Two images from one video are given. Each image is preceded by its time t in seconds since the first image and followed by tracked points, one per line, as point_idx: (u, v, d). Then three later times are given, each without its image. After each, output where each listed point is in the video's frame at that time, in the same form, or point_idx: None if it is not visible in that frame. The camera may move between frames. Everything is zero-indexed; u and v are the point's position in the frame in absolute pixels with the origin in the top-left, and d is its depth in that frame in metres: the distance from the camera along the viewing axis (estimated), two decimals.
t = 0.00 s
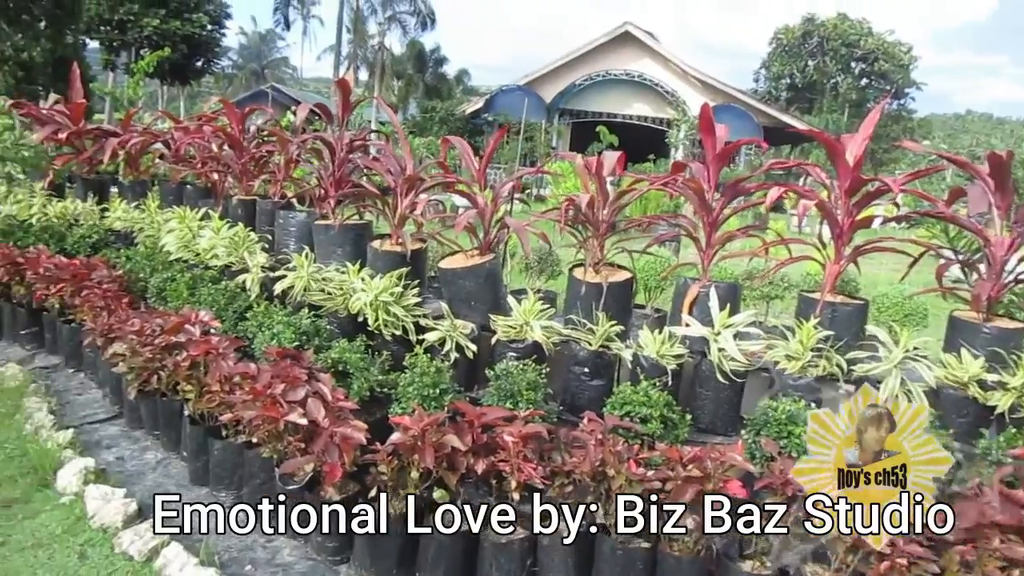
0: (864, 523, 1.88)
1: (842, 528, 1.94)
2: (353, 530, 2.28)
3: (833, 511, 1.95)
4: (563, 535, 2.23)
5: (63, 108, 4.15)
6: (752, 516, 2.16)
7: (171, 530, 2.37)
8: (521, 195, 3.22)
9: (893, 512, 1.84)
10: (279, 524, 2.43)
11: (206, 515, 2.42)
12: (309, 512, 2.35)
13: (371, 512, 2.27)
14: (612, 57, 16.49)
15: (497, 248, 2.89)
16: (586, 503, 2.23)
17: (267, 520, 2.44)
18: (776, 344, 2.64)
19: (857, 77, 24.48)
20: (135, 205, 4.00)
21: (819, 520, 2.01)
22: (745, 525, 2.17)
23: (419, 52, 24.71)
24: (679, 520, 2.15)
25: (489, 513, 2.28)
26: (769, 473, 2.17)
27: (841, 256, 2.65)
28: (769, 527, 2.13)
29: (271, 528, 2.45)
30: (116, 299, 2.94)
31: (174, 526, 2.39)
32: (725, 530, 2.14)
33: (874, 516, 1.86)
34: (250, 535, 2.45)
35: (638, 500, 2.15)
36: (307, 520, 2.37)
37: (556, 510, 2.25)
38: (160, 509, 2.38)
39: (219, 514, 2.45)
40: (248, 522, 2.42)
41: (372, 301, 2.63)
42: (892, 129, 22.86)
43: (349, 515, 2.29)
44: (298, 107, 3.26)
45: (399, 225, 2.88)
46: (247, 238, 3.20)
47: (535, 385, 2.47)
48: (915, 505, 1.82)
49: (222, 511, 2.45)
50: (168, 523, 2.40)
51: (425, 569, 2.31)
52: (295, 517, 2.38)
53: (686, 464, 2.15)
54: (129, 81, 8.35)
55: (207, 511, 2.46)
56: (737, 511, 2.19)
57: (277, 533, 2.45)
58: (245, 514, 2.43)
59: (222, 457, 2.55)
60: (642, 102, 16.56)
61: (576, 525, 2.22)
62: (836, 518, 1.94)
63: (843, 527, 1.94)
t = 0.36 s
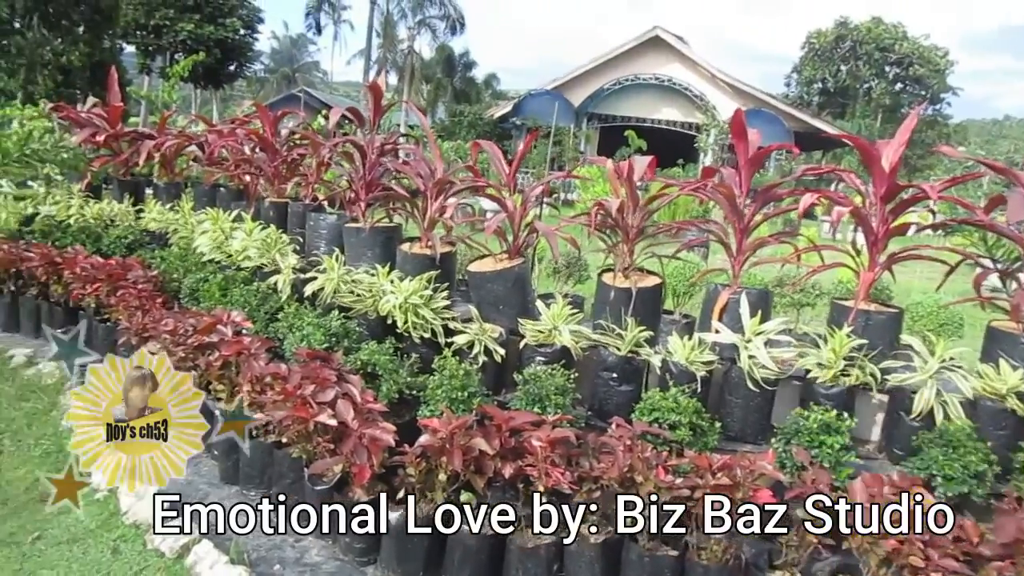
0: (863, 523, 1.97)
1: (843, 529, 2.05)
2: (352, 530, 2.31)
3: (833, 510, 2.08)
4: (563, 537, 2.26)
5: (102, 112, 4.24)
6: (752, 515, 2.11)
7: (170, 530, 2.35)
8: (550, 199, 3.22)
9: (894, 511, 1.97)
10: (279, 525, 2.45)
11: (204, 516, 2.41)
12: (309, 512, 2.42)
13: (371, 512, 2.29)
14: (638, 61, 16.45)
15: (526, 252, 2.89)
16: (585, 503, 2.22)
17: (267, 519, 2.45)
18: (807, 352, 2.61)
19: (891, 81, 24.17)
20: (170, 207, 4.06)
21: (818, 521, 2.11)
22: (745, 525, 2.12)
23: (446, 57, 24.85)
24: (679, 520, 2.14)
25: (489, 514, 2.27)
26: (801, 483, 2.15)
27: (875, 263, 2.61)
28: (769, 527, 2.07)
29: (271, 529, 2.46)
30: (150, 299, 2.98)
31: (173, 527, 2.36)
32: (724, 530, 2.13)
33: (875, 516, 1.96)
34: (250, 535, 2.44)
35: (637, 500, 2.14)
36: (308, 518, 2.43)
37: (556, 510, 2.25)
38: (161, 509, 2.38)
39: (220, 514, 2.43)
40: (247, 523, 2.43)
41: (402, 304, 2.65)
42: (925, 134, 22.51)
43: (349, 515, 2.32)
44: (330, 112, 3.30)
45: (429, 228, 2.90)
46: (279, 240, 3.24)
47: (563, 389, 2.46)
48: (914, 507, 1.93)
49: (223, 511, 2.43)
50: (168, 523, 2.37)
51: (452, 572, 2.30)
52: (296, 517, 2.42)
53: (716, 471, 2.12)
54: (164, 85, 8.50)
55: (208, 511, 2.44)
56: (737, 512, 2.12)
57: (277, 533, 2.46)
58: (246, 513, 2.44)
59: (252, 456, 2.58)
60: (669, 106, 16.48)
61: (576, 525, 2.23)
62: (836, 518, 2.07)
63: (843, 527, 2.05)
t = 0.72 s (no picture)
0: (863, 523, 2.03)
1: (843, 529, 2.03)
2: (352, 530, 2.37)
3: (834, 510, 2.05)
4: (563, 536, 2.26)
5: (144, 113, 4.33)
6: (752, 516, 2.04)
7: (170, 530, 2.38)
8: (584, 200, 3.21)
9: (894, 511, 1.97)
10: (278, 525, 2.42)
11: (204, 517, 2.39)
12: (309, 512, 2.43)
13: (370, 513, 2.35)
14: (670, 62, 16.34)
15: (560, 252, 2.89)
16: (585, 503, 2.24)
17: (267, 519, 2.41)
18: (846, 357, 2.57)
19: (933, 82, 23.68)
20: (209, 206, 4.13)
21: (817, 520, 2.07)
22: (745, 525, 2.05)
23: (477, 58, 24.92)
24: (679, 520, 2.14)
25: (489, 515, 2.27)
26: (840, 489, 2.08)
27: (917, 267, 2.56)
28: (769, 527, 2.02)
29: (271, 528, 2.42)
30: (190, 297, 3.03)
31: (174, 526, 2.38)
32: (725, 529, 2.10)
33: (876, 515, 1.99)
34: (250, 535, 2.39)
35: (637, 499, 2.17)
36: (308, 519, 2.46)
37: (556, 509, 2.26)
38: (160, 509, 2.39)
39: (219, 514, 2.39)
40: (247, 522, 2.40)
41: (436, 303, 2.67)
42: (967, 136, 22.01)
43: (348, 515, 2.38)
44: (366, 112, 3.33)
45: (463, 228, 2.91)
46: (315, 239, 3.28)
47: (596, 391, 2.45)
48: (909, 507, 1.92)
49: (222, 511, 2.39)
50: (169, 524, 2.40)
51: (484, 572, 2.30)
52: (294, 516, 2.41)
53: (751, 476, 2.09)
54: (204, 86, 8.63)
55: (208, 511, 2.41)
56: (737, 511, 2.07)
57: (277, 533, 2.42)
58: (245, 512, 2.41)
59: (287, 452, 2.60)
60: (704, 107, 16.33)
61: (577, 525, 2.23)
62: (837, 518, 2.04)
63: (844, 528, 2.04)
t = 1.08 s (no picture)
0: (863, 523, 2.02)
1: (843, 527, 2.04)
2: (351, 530, 2.45)
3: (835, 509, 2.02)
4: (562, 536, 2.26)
5: (175, 113, 4.39)
6: (752, 515, 2.03)
7: (170, 531, 2.36)
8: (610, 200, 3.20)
9: (893, 511, 1.98)
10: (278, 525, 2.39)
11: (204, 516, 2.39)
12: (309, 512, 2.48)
13: (370, 512, 2.45)
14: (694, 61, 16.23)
15: (586, 252, 2.89)
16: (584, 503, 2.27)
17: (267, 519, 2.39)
18: (876, 358, 2.54)
19: (965, 80, 23.24)
20: (238, 205, 4.18)
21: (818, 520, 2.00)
22: (745, 524, 2.05)
23: (501, 57, 24.96)
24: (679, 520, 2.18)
25: (491, 516, 2.24)
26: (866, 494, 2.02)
27: (950, 268, 2.52)
28: (769, 527, 2.02)
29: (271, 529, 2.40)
30: (219, 294, 3.08)
31: (173, 527, 2.38)
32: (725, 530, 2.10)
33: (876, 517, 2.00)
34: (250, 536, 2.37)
35: (638, 500, 2.16)
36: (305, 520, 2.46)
37: (556, 510, 2.26)
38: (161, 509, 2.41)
39: (219, 514, 2.41)
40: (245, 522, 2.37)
41: (462, 302, 2.67)
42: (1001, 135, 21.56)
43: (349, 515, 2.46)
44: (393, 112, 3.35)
45: (489, 227, 2.92)
46: (343, 237, 3.31)
47: (622, 391, 2.44)
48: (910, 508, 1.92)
49: (222, 510, 2.41)
50: (168, 524, 2.39)
51: (509, 571, 2.28)
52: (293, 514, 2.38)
53: (779, 478, 2.07)
54: (232, 86, 8.75)
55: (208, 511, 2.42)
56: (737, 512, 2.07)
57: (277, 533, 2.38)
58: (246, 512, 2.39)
59: (314, 448, 2.62)
60: (732, 106, 16.17)
61: (576, 525, 2.24)
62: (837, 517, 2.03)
63: (844, 527, 2.04)
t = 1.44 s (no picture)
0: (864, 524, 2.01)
1: (843, 529, 1.98)
2: (351, 530, 2.46)
3: (834, 510, 1.98)
4: (563, 536, 2.23)
5: (211, 113, 4.46)
6: (752, 515, 2.06)
7: (170, 530, 2.34)
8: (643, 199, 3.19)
9: (893, 510, 2.04)
10: (279, 525, 2.38)
11: (204, 516, 2.37)
12: (310, 512, 2.44)
13: (370, 511, 2.47)
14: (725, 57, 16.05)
15: (617, 251, 2.88)
16: (584, 503, 2.25)
17: (267, 518, 2.37)
18: (914, 360, 2.50)
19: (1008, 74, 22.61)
20: (272, 204, 4.23)
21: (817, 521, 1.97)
22: (745, 525, 2.07)
23: (529, 55, 24.95)
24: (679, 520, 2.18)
25: (489, 516, 2.24)
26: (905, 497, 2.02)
27: (992, 269, 2.46)
28: (769, 526, 2.05)
29: (271, 529, 2.37)
30: (254, 291, 3.12)
31: (174, 526, 2.35)
32: (725, 529, 2.13)
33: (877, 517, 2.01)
34: (250, 536, 2.36)
35: (637, 500, 2.18)
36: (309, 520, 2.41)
37: (556, 510, 2.24)
38: (162, 508, 2.38)
39: (219, 514, 2.38)
40: (247, 522, 2.38)
41: (494, 301, 2.68)
42: None
43: (349, 516, 2.47)
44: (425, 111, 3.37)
45: (520, 226, 2.92)
46: (375, 236, 3.34)
47: (654, 391, 2.43)
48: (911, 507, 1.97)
49: (222, 511, 2.39)
50: (169, 524, 2.37)
51: (540, 570, 2.27)
52: (294, 513, 2.34)
53: (814, 481, 2.04)
54: (266, 86, 8.85)
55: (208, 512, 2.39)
56: (737, 512, 2.10)
57: (277, 533, 2.36)
58: (246, 512, 2.38)
59: (347, 445, 2.64)
60: (765, 104, 15.93)
61: (576, 525, 2.22)
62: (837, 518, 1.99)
63: (844, 528, 1.98)
